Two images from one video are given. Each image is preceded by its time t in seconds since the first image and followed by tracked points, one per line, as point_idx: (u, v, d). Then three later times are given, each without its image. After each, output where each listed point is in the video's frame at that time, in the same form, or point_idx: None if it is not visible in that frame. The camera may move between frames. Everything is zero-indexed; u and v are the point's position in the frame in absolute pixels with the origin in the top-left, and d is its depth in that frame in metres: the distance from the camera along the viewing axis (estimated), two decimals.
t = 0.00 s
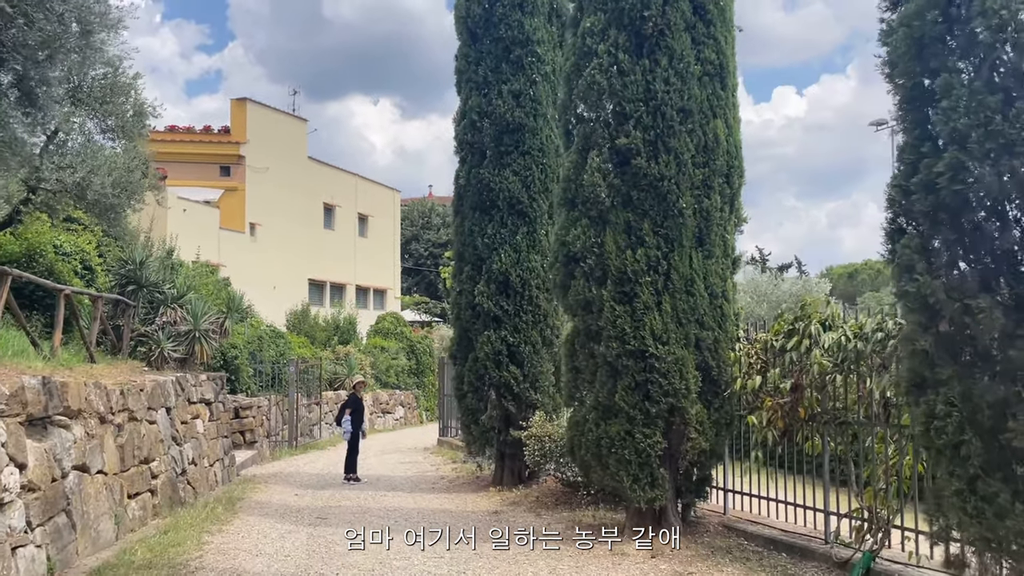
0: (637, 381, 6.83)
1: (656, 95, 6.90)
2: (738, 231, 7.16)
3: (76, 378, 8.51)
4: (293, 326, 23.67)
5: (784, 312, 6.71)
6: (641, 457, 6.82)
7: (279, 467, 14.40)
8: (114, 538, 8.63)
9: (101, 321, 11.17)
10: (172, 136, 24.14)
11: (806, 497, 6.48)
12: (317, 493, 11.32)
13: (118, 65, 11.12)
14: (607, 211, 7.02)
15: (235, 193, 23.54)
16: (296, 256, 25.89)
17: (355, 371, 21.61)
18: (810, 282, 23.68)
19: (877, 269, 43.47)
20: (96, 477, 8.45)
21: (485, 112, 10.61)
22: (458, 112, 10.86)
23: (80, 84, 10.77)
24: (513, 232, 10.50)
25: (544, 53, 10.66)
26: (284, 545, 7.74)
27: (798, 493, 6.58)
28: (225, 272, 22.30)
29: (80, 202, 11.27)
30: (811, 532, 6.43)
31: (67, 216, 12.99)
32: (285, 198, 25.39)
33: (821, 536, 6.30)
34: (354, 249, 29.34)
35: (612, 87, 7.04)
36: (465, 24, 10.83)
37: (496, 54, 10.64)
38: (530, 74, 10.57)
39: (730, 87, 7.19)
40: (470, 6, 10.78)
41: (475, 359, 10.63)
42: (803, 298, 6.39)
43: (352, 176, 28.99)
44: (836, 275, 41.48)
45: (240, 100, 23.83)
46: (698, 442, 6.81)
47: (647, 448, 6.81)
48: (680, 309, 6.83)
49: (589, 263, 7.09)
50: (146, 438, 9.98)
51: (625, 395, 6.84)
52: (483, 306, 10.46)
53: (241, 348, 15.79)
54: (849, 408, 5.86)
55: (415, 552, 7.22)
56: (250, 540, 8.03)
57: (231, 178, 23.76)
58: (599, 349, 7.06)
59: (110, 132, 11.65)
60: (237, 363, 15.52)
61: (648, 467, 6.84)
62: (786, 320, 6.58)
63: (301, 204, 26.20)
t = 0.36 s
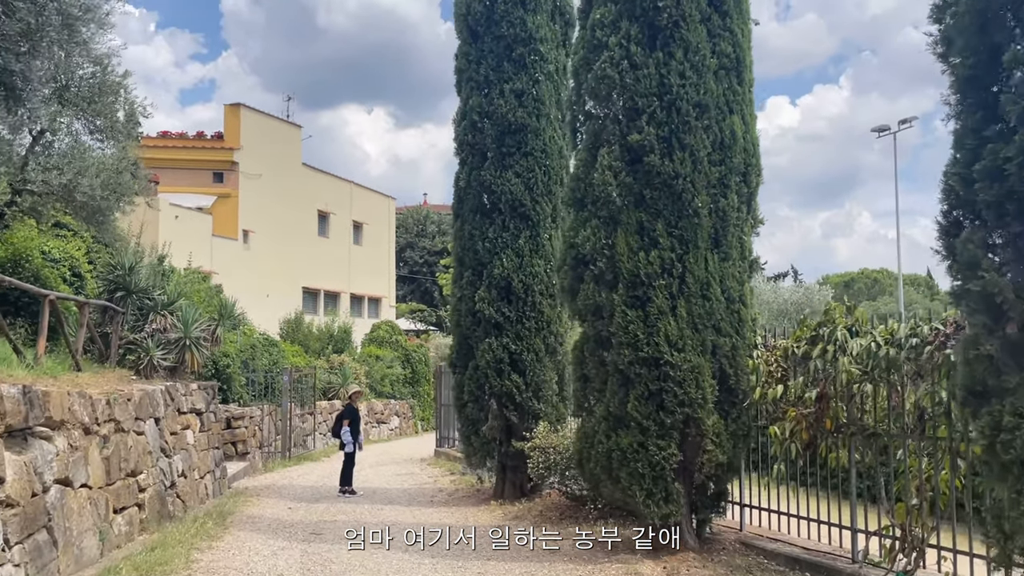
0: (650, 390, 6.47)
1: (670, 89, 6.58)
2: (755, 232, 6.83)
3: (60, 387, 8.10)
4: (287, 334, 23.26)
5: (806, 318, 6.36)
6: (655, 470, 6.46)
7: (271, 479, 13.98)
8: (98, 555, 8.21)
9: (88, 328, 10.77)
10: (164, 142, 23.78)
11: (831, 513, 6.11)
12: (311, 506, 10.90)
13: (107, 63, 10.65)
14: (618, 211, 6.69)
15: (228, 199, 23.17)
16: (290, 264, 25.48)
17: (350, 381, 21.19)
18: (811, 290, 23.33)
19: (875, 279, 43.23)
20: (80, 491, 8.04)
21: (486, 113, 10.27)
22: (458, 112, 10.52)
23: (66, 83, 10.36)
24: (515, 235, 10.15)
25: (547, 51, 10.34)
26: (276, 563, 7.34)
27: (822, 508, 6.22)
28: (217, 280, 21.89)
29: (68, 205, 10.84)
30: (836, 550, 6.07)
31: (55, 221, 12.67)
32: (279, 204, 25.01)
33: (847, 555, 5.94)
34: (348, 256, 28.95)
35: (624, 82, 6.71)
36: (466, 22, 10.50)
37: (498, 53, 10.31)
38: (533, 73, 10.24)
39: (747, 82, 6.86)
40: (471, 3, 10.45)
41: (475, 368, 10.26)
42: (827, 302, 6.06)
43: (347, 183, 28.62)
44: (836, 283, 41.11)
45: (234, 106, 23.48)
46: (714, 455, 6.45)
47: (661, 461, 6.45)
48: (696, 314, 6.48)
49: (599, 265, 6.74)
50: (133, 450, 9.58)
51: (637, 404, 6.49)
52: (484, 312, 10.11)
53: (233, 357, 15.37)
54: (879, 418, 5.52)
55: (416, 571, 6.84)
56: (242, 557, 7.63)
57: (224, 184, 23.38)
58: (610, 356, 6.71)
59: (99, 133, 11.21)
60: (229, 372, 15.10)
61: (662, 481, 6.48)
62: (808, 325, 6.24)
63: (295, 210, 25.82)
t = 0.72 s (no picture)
0: (671, 398, 6.15)
1: (690, 83, 6.27)
2: (779, 232, 6.51)
3: (48, 395, 7.73)
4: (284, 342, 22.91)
5: (835, 322, 6.05)
6: (676, 482, 6.13)
7: (268, 490, 13.61)
8: (87, 571, 7.84)
9: (80, 334, 10.42)
10: (160, 148, 23.46)
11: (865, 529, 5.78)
12: (309, 519, 10.54)
13: (101, 61, 10.46)
14: (636, 210, 6.37)
15: (226, 206, 22.84)
16: (287, 271, 25.12)
17: (348, 389, 20.85)
18: (815, 299, 23.03)
19: (875, 287, 43.01)
20: (69, 504, 7.67)
21: (492, 112, 9.95)
22: (463, 112, 10.21)
23: (54, 77, 10.02)
24: (522, 239, 9.84)
25: (555, 49, 10.04)
26: None
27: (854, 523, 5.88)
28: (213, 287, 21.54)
29: (57, 206, 10.44)
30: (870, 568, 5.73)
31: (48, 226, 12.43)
32: (277, 211, 24.68)
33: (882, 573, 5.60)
34: (346, 264, 28.61)
35: (642, 74, 6.40)
36: (471, 20, 10.20)
37: (504, 51, 10.00)
38: (540, 71, 9.93)
39: (770, 75, 6.55)
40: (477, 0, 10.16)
41: (480, 376, 9.91)
42: (859, 305, 5.74)
43: (345, 190, 28.30)
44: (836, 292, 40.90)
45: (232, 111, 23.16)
46: (738, 466, 6.12)
47: (682, 473, 6.11)
48: (719, 318, 6.16)
49: (616, 266, 6.42)
50: (125, 460, 9.21)
51: (657, 412, 6.16)
52: (490, 318, 9.78)
53: (230, 365, 15.00)
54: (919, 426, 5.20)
55: None
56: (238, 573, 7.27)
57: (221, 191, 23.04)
58: (627, 362, 6.38)
59: (93, 133, 10.80)
60: (225, 381, 14.74)
61: (683, 494, 6.15)
62: (838, 329, 5.92)
63: (293, 217, 25.49)
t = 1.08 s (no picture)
0: (686, 413, 5.81)
1: (705, 81, 5.96)
2: (797, 238, 6.21)
3: (27, 409, 7.33)
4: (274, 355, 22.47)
5: (860, 333, 5.73)
6: (691, 502, 5.79)
7: (257, 507, 13.19)
8: None
9: (63, 346, 10.02)
10: (149, 158, 23.09)
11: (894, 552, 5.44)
12: (301, 538, 10.13)
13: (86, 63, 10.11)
14: (647, 215, 6.05)
15: (216, 218, 22.36)
16: (278, 283, 24.71)
17: (339, 403, 20.45)
18: (813, 312, 22.79)
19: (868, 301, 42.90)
20: (47, 525, 7.26)
21: (492, 117, 9.64)
22: (461, 116, 9.89)
23: (37, 78, 9.75)
24: (523, 247, 9.51)
25: (557, 52, 9.76)
26: None
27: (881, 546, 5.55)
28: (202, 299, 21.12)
29: (38, 212, 9.98)
30: None
31: (31, 234, 12.04)
32: (269, 222, 24.30)
33: None
34: (338, 276, 28.22)
35: (654, 72, 6.09)
36: (470, 23, 9.92)
37: (504, 54, 9.71)
38: (541, 75, 9.64)
39: (787, 74, 6.26)
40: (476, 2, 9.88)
41: (479, 389, 9.55)
42: (887, 314, 5.42)
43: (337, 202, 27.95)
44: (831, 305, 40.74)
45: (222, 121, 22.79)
46: (757, 485, 5.78)
47: (697, 492, 5.77)
48: (736, 328, 5.84)
49: (628, 274, 6.09)
50: (107, 478, 8.80)
51: (670, 428, 5.83)
52: (489, 329, 9.43)
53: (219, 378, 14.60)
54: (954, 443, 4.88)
55: None
56: None
57: (211, 203, 22.53)
58: (638, 376, 6.05)
59: (78, 138, 10.38)
60: (213, 395, 14.33)
61: (698, 515, 5.80)
62: (863, 340, 5.60)
63: (284, 228, 25.11)
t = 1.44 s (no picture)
0: (699, 430, 5.44)
1: (718, 77, 5.64)
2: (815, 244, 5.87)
3: None
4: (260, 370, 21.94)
5: (884, 344, 5.39)
6: (705, 525, 5.41)
7: (240, 527, 12.69)
8: None
9: (37, 358, 9.56)
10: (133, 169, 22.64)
11: None
12: (286, 561, 9.67)
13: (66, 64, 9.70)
14: (656, 218, 5.71)
15: (200, 230, 21.77)
16: (265, 296, 24.22)
17: (326, 420, 19.98)
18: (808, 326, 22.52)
19: (860, 316, 42.67)
20: (14, 548, 6.80)
21: (487, 122, 9.30)
22: (456, 121, 9.55)
23: (13, 78, 9.25)
24: (520, 256, 9.15)
25: (555, 55, 9.42)
26: None
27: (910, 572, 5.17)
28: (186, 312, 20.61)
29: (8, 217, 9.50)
30: None
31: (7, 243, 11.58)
32: (256, 234, 23.85)
33: None
34: (325, 290, 27.75)
35: (664, 67, 5.77)
36: (465, 25, 9.58)
37: (501, 56, 9.38)
38: (539, 78, 9.30)
39: (803, 71, 5.95)
40: (471, 4, 9.56)
41: (473, 404, 9.15)
42: (915, 323, 5.09)
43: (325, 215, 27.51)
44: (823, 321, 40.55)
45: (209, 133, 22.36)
46: (775, 506, 5.41)
47: (711, 514, 5.39)
48: (752, 339, 5.49)
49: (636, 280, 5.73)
50: (81, 497, 8.33)
51: (683, 445, 5.46)
52: (484, 341, 9.05)
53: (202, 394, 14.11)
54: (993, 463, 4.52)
55: None
56: None
57: (196, 216, 22.00)
58: (648, 389, 5.69)
59: (56, 142, 9.88)
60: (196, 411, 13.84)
61: (712, 538, 5.42)
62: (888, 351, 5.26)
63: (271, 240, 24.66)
